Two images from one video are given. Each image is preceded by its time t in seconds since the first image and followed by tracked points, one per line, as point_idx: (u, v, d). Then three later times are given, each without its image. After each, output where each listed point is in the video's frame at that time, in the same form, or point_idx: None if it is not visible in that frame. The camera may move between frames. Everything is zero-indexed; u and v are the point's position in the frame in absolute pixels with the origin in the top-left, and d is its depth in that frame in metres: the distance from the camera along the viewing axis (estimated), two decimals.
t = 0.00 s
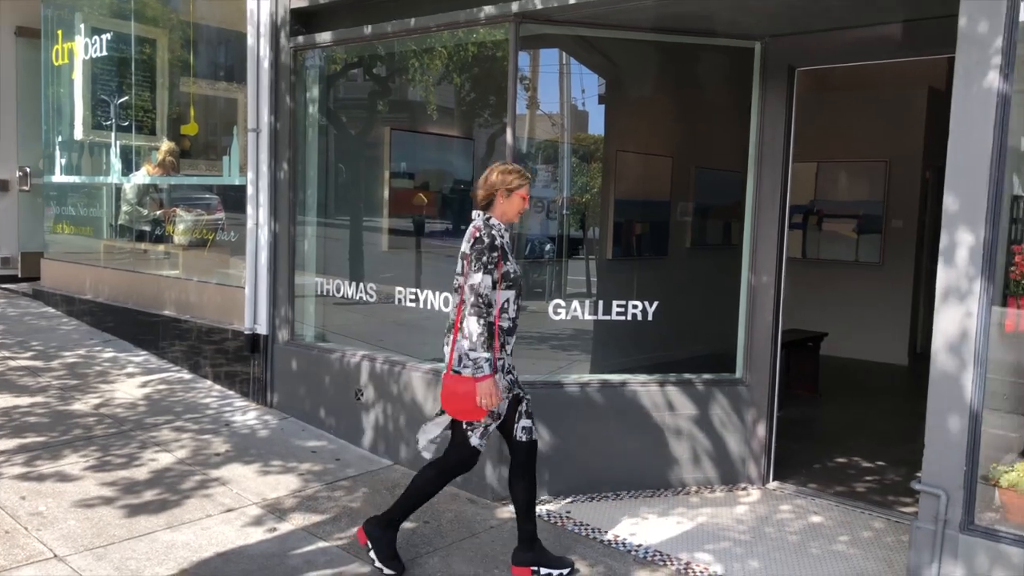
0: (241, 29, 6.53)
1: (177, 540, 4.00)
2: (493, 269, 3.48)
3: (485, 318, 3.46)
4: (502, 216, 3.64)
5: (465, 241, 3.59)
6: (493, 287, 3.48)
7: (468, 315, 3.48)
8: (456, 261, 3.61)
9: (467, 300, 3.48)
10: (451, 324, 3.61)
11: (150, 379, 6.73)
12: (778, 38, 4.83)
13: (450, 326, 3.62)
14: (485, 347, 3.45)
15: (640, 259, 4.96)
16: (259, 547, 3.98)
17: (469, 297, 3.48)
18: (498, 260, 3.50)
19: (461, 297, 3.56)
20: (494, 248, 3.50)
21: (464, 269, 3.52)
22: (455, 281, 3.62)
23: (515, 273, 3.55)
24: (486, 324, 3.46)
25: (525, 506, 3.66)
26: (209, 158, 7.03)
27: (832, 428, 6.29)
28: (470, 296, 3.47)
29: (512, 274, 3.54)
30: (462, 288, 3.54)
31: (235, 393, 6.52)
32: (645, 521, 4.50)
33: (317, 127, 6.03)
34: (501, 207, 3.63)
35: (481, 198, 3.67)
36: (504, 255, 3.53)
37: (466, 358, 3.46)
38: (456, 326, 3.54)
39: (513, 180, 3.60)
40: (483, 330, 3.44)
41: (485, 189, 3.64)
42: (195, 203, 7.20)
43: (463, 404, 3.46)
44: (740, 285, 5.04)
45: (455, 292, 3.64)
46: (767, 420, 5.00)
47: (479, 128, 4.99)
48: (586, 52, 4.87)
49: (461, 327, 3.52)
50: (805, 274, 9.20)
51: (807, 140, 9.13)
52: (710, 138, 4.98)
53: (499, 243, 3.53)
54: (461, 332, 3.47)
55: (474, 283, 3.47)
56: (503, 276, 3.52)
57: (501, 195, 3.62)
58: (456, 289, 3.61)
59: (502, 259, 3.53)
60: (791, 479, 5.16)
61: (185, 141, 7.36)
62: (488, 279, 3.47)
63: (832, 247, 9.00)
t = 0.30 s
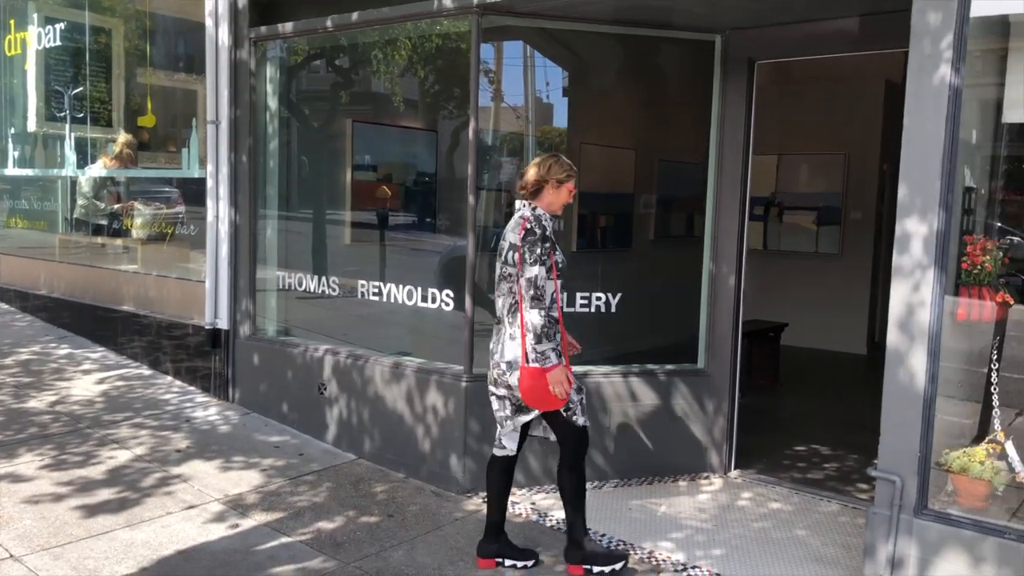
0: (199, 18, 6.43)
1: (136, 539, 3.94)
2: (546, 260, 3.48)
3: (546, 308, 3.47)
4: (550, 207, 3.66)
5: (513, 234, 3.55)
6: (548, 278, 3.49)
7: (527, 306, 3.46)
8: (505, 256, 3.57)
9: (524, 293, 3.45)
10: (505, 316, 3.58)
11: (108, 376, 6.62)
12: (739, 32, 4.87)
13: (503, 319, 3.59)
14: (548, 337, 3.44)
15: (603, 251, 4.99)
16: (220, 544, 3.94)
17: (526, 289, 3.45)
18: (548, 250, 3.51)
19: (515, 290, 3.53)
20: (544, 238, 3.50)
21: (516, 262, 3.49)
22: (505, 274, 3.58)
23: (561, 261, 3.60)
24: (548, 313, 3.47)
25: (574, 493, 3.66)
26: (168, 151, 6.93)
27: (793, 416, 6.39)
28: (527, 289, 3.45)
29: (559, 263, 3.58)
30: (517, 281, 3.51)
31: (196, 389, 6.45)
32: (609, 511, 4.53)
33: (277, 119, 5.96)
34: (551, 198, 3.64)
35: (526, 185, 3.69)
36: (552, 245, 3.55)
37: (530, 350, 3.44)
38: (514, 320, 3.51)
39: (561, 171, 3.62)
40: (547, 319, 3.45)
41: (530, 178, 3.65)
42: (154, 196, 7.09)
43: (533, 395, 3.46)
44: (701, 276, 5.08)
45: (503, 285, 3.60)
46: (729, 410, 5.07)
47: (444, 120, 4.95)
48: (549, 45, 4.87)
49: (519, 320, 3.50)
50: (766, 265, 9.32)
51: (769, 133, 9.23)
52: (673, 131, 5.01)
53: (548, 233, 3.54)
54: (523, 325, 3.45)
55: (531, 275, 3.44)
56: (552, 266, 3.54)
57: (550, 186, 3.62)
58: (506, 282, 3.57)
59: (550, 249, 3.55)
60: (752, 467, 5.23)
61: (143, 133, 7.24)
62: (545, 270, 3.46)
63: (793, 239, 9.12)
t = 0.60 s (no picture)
0: (158, 14, 6.33)
1: (96, 542, 3.88)
2: (610, 263, 3.58)
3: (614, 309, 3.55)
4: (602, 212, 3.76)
5: (576, 239, 3.62)
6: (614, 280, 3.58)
7: (594, 308, 3.54)
8: (568, 261, 3.63)
9: (593, 296, 3.53)
10: (568, 320, 3.65)
11: (65, 378, 6.51)
12: (700, 30, 4.92)
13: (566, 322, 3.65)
14: (618, 338, 3.54)
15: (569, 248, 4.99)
16: (183, 546, 3.90)
17: (594, 291, 3.54)
18: (613, 254, 3.60)
19: (580, 294, 3.61)
20: (608, 242, 3.60)
21: (582, 265, 3.57)
22: (566, 278, 3.65)
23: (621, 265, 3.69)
24: (616, 314, 3.55)
25: (624, 490, 3.74)
26: (127, 148, 6.82)
27: (756, 410, 6.47)
28: (597, 291, 3.53)
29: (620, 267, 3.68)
30: (583, 284, 3.58)
31: (158, 390, 6.37)
32: (576, 506, 4.55)
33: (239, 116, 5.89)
34: (605, 203, 3.74)
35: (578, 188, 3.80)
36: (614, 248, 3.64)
37: (600, 350, 3.53)
38: (580, 322, 3.59)
39: (616, 177, 3.73)
40: (615, 320, 3.54)
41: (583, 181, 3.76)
42: (113, 195, 6.97)
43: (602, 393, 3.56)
44: (665, 273, 5.12)
45: (563, 289, 3.67)
46: (693, 404, 5.13)
47: (409, 118, 4.93)
48: (513, 42, 4.88)
49: (585, 323, 3.58)
50: (729, 261, 9.42)
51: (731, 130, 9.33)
52: (638, 129, 5.04)
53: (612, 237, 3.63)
54: (592, 326, 3.53)
55: (600, 278, 3.54)
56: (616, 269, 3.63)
57: (606, 192, 3.72)
58: (568, 286, 3.64)
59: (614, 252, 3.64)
60: (716, 461, 5.29)
61: (101, 130, 7.12)
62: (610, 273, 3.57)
63: (755, 235, 9.22)
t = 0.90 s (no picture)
0: (126, 13, 6.25)
1: (65, 548, 3.82)
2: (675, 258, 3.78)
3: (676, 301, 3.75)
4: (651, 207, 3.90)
5: (641, 234, 3.77)
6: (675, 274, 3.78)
7: (663, 300, 3.72)
8: (630, 255, 3.76)
9: (664, 289, 3.70)
10: (623, 311, 3.77)
11: (33, 382, 6.43)
12: (671, 30, 4.95)
13: (621, 314, 3.78)
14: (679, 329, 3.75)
15: (544, 247, 5.01)
16: (155, 551, 3.85)
17: (665, 283, 3.70)
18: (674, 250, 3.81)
19: (641, 286, 3.77)
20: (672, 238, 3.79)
21: (651, 258, 3.73)
22: (626, 271, 3.78)
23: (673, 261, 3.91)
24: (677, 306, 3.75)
25: (608, 485, 3.82)
26: (95, 148, 6.72)
27: (730, 408, 6.52)
28: (666, 283, 3.71)
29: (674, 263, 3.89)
30: (649, 277, 3.75)
31: (128, 393, 6.30)
32: (552, 505, 4.56)
33: (210, 116, 5.83)
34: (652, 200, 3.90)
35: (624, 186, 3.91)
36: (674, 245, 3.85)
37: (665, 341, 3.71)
38: (638, 312, 3.76)
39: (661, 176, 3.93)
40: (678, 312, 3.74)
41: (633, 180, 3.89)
42: (82, 195, 6.88)
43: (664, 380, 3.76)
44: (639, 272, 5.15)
45: (621, 282, 3.78)
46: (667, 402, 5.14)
47: (382, 117, 4.90)
48: (486, 42, 4.87)
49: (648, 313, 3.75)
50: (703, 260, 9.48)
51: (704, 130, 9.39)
52: (612, 129, 5.06)
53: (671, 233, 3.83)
54: (662, 318, 3.70)
55: (670, 271, 3.72)
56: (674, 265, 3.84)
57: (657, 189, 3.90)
58: (628, 279, 3.77)
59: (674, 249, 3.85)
60: (690, 458, 5.32)
61: (68, 130, 7.01)
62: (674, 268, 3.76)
63: (728, 233, 9.28)
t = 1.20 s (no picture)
0: (105, 12, 6.19)
1: (42, 554, 3.78)
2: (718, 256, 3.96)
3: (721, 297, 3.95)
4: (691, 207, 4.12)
5: (687, 233, 3.96)
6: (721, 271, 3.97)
7: (709, 297, 3.91)
8: (678, 253, 3.95)
9: (709, 286, 3.90)
10: (673, 307, 3.97)
11: (11, 386, 6.41)
12: (652, 31, 4.99)
13: (671, 309, 3.97)
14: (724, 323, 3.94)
15: (527, 248, 5.01)
16: (134, 555, 3.81)
17: (710, 281, 3.90)
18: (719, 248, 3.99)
19: (689, 283, 3.96)
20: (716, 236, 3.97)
21: (697, 256, 3.92)
22: (675, 268, 3.97)
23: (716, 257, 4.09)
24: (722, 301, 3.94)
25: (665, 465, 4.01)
26: (73, 149, 6.65)
27: (713, 408, 6.55)
28: (710, 280, 3.90)
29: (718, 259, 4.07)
30: (695, 274, 3.94)
31: (108, 396, 6.25)
32: (535, 506, 4.57)
33: (190, 116, 5.79)
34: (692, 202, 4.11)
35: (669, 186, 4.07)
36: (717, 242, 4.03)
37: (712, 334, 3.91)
38: (687, 308, 3.95)
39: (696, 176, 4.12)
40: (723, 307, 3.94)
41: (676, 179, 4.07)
42: (60, 196, 6.81)
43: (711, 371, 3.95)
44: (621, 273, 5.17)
45: (671, 279, 3.97)
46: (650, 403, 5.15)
47: (365, 118, 4.88)
48: (468, 42, 4.86)
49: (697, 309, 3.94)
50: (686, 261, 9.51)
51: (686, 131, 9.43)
52: (595, 130, 5.08)
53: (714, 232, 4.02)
54: (709, 313, 3.89)
55: (715, 268, 3.91)
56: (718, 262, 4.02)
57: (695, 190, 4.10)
58: (677, 276, 3.97)
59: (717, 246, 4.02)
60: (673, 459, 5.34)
61: (46, 131, 6.94)
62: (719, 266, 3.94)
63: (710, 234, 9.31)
